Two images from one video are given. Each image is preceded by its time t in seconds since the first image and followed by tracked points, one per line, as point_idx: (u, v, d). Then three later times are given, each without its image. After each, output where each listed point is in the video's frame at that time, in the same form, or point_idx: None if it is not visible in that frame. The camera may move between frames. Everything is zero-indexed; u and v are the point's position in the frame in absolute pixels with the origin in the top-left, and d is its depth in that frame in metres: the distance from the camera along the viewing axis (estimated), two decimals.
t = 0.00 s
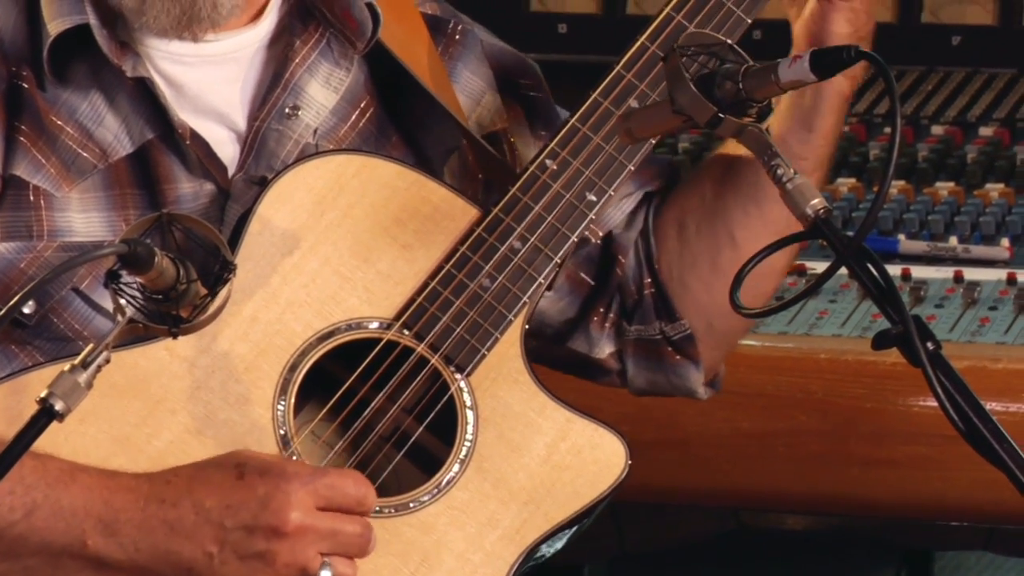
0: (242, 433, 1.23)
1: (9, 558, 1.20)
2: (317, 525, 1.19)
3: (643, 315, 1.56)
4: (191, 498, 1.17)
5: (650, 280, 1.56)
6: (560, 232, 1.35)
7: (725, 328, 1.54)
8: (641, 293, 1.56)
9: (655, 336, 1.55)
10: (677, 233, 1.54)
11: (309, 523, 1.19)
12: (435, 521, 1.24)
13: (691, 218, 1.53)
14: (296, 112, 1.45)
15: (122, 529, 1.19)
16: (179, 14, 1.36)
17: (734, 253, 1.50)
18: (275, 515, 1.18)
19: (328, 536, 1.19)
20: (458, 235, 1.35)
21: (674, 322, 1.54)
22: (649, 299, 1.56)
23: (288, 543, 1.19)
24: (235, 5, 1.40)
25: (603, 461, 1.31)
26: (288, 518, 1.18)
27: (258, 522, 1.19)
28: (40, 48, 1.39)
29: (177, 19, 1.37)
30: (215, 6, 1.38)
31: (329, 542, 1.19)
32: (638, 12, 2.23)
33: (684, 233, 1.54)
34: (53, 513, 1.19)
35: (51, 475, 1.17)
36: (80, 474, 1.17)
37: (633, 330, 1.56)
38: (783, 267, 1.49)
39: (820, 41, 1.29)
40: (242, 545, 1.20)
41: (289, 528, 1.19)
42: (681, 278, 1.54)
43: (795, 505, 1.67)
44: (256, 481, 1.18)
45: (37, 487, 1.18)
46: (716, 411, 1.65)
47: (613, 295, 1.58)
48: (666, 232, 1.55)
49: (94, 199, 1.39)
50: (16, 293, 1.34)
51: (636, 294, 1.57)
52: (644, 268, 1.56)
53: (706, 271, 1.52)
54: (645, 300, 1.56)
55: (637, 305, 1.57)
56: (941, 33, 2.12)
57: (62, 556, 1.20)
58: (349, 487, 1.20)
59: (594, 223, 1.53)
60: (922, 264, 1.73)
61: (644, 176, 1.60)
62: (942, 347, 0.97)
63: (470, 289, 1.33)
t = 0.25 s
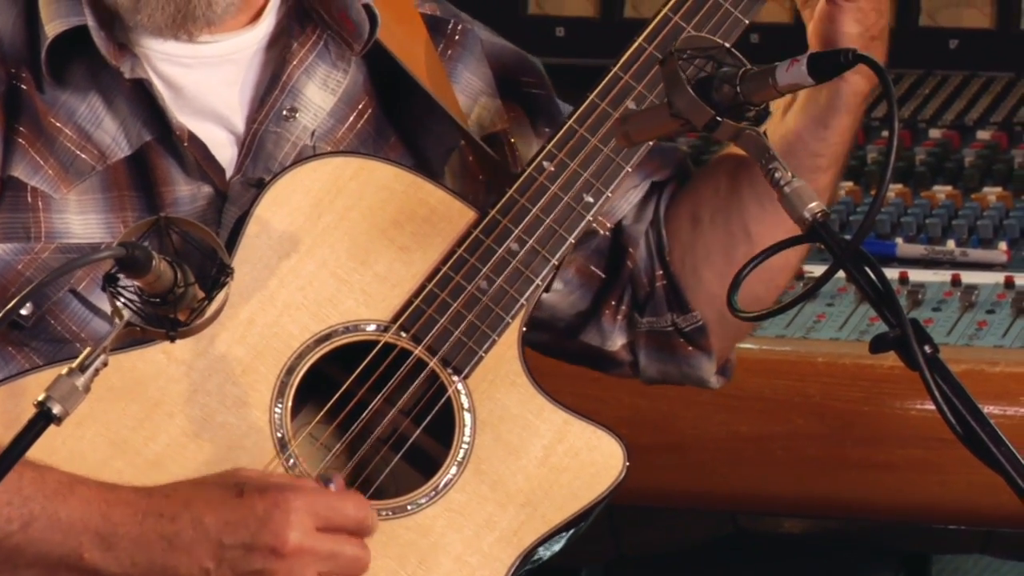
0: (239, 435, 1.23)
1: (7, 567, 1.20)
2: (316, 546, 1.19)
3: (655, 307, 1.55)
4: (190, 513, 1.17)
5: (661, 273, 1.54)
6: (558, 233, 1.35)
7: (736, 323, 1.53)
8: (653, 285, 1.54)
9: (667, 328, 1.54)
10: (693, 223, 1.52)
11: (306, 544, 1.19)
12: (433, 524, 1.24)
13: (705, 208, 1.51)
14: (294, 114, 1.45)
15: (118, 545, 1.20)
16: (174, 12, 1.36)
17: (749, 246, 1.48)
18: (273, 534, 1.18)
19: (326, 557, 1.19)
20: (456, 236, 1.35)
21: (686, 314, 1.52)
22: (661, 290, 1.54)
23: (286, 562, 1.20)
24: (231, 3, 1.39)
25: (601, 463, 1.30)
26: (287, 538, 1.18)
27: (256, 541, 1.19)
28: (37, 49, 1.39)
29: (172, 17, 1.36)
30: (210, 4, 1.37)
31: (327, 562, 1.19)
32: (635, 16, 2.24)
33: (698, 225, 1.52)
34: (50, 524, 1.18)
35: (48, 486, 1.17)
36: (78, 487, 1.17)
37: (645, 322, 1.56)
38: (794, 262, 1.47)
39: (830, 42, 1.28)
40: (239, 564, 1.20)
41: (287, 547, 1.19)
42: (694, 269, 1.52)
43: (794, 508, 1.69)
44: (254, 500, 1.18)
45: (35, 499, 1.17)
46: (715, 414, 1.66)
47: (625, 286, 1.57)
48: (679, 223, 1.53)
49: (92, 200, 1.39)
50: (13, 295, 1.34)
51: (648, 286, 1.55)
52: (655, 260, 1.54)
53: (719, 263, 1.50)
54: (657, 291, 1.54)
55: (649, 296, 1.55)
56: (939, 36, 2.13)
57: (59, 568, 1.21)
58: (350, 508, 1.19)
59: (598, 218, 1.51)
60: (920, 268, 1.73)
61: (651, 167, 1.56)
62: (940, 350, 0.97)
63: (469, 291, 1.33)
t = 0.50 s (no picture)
0: (240, 434, 1.23)
1: (11, 556, 1.19)
2: (320, 519, 1.19)
3: (657, 305, 1.54)
4: (192, 495, 1.17)
5: (665, 271, 1.54)
6: (559, 233, 1.35)
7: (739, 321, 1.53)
8: (656, 284, 1.54)
9: (669, 326, 1.54)
10: (694, 222, 1.52)
11: (309, 518, 1.19)
12: (434, 524, 1.24)
13: (706, 208, 1.51)
14: (294, 113, 1.45)
15: (122, 528, 1.19)
16: (168, 10, 1.36)
17: (751, 244, 1.48)
18: (275, 512, 1.18)
19: (330, 530, 1.19)
20: (457, 235, 1.35)
21: (689, 312, 1.52)
22: (664, 289, 1.54)
23: (289, 538, 1.19)
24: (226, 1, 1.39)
25: (603, 463, 1.30)
26: (288, 514, 1.18)
27: (258, 518, 1.19)
28: (38, 48, 1.39)
29: (166, 15, 1.36)
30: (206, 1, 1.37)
31: (330, 536, 1.19)
32: (636, 17, 2.24)
33: (699, 226, 1.52)
34: (54, 514, 1.18)
35: (53, 473, 1.17)
36: (82, 471, 1.17)
37: (647, 321, 1.55)
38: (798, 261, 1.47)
39: (831, 43, 1.28)
40: (242, 542, 1.19)
41: (289, 524, 1.18)
42: (697, 269, 1.52)
43: (795, 509, 1.69)
44: (255, 479, 1.17)
45: (38, 485, 1.17)
46: (714, 415, 1.66)
47: (627, 286, 1.56)
48: (679, 225, 1.53)
49: (93, 199, 1.39)
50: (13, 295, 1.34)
51: (650, 285, 1.55)
52: (658, 258, 1.54)
53: (723, 262, 1.50)
54: (659, 290, 1.54)
55: (652, 295, 1.55)
56: (940, 38, 2.13)
57: (62, 555, 1.20)
58: (349, 480, 1.20)
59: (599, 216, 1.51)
60: (921, 269, 1.73)
61: (654, 165, 1.56)
62: (941, 350, 0.97)
63: (470, 290, 1.33)
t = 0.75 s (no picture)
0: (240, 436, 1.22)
1: (8, 560, 1.19)
2: (316, 522, 1.19)
3: (652, 313, 1.54)
4: (189, 500, 1.18)
5: (659, 279, 1.53)
6: (558, 236, 1.35)
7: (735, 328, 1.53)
8: (650, 293, 1.54)
9: (664, 334, 1.54)
10: (690, 230, 1.52)
11: (305, 521, 1.19)
12: (433, 527, 1.24)
13: (704, 214, 1.51)
14: (294, 117, 1.45)
15: (119, 532, 1.19)
16: (136, 10, 1.34)
17: (747, 250, 1.47)
18: (271, 515, 1.18)
19: (325, 533, 1.19)
20: (456, 239, 1.34)
21: (684, 321, 1.51)
22: (659, 297, 1.53)
23: (287, 543, 1.19)
24: (198, 7, 1.36)
25: (602, 464, 1.30)
26: (285, 516, 1.18)
27: (255, 522, 1.19)
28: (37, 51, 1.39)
29: (134, 15, 1.34)
30: (174, 3, 1.34)
31: (326, 539, 1.19)
32: (637, 18, 2.25)
33: (696, 234, 1.51)
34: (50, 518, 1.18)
35: (49, 480, 1.17)
36: (78, 476, 1.17)
37: (643, 328, 1.55)
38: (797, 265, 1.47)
39: (830, 48, 1.27)
40: (240, 547, 1.20)
41: (286, 527, 1.18)
42: (690, 276, 1.52)
43: (794, 511, 1.69)
44: (251, 482, 1.18)
45: (33, 490, 1.17)
46: (713, 418, 1.67)
47: (622, 294, 1.56)
48: (675, 232, 1.53)
49: (91, 203, 1.39)
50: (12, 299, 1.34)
51: (645, 293, 1.54)
52: (653, 267, 1.53)
53: (718, 268, 1.49)
54: (654, 298, 1.53)
55: (645, 304, 1.54)
56: (940, 40, 2.13)
57: (59, 560, 1.20)
58: (344, 482, 1.20)
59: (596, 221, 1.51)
60: (920, 271, 1.73)
61: (649, 173, 1.57)
62: (941, 351, 0.97)
63: (469, 293, 1.32)
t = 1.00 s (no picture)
0: (239, 437, 1.23)
1: (8, 559, 1.19)
2: (314, 522, 1.19)
3: (654, 317, 1.54)
4: (189, 497, 1.17)
5: (661, 283, 1.54)
6: (557, 237, 1.35)
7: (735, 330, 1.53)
8: (652, 296, 1.54)
9: (665, 338, 1.54)
10: (688, 233, 1.52)
11: (304, 521, 1.19)
12: (433, 527, 1.24)
13: (704, 215, 1.50)
14: (293, 118, 1.45)
15: (119, 531, 1.19)
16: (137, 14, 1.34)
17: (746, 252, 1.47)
18: (271, 514, 1.19)
19: (324, 532, 1.19)
20: (456, 239, 1.35)
21: (685, 324, 1.52)
22: (660, 300, 1.54)
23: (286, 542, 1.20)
24: (198, 10, 1.36)
25: (600, 464, 1.30)
26: (284, 516, 1.19)
27: (255, 520, 1.19)
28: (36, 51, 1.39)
29: (136, 19, 1.34)
30: (173, 7, 1.34)
31: (324, 538, 1.19)
32: (635, 17, 2.24)
33: (697, 236, 1.51)
34: (51, 516, 1.18)
35: (49, 477, 1.17)
36: (77, 475, 1.17)
37: (643, 332, 1.55)
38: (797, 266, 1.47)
39: (829, 49, 1.27)
40: (240, 544, 1.20)
41: (286, 526, 1.19)
42: (688, 276, 1.52)
43: (793, 510, 1.70)
44: (251, 481, 1.17)
45: (34, 489, 1.17)
46: (712, 417, 1.67)
47: (622, 298, 1.56)
48: (675, 233, 1.53)
49: (91, 203, 1.39)
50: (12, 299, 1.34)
51: (647, 297, 1.55)
52: (655, 271, 1.54)
53: (718, 271, 1.49)
54: (655, 302, 1.54)
55: (648, 307, 1.55)
56: (939, 39, 2.13)
57: (59, 558, 1.20)
58: (343, 484, 1.20)
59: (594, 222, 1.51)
60: (919, 270, 1.73)
61: (647, 176, 1.56)
62: (939, 352, 0.97)
63: (468, 294, 1.32)
